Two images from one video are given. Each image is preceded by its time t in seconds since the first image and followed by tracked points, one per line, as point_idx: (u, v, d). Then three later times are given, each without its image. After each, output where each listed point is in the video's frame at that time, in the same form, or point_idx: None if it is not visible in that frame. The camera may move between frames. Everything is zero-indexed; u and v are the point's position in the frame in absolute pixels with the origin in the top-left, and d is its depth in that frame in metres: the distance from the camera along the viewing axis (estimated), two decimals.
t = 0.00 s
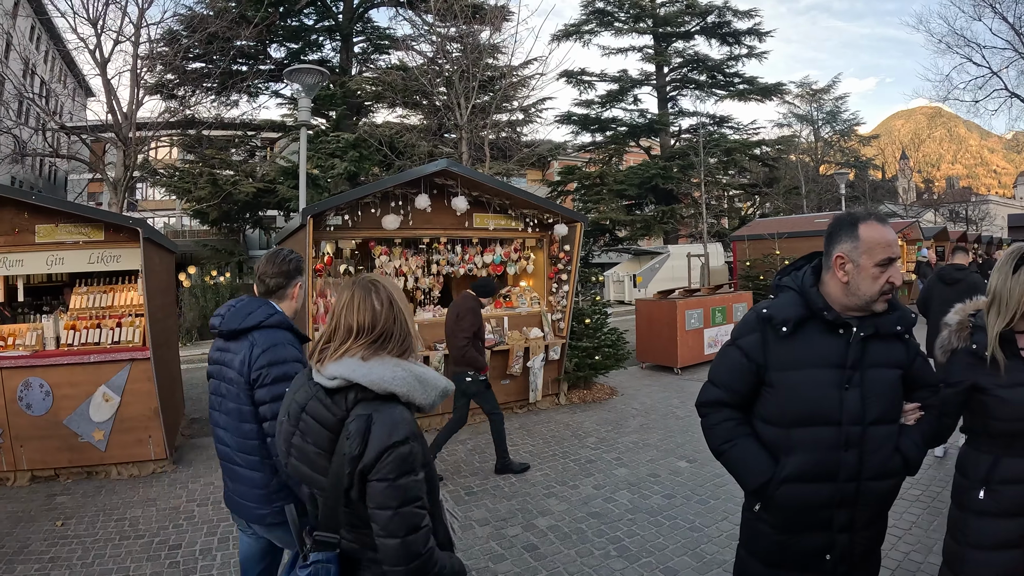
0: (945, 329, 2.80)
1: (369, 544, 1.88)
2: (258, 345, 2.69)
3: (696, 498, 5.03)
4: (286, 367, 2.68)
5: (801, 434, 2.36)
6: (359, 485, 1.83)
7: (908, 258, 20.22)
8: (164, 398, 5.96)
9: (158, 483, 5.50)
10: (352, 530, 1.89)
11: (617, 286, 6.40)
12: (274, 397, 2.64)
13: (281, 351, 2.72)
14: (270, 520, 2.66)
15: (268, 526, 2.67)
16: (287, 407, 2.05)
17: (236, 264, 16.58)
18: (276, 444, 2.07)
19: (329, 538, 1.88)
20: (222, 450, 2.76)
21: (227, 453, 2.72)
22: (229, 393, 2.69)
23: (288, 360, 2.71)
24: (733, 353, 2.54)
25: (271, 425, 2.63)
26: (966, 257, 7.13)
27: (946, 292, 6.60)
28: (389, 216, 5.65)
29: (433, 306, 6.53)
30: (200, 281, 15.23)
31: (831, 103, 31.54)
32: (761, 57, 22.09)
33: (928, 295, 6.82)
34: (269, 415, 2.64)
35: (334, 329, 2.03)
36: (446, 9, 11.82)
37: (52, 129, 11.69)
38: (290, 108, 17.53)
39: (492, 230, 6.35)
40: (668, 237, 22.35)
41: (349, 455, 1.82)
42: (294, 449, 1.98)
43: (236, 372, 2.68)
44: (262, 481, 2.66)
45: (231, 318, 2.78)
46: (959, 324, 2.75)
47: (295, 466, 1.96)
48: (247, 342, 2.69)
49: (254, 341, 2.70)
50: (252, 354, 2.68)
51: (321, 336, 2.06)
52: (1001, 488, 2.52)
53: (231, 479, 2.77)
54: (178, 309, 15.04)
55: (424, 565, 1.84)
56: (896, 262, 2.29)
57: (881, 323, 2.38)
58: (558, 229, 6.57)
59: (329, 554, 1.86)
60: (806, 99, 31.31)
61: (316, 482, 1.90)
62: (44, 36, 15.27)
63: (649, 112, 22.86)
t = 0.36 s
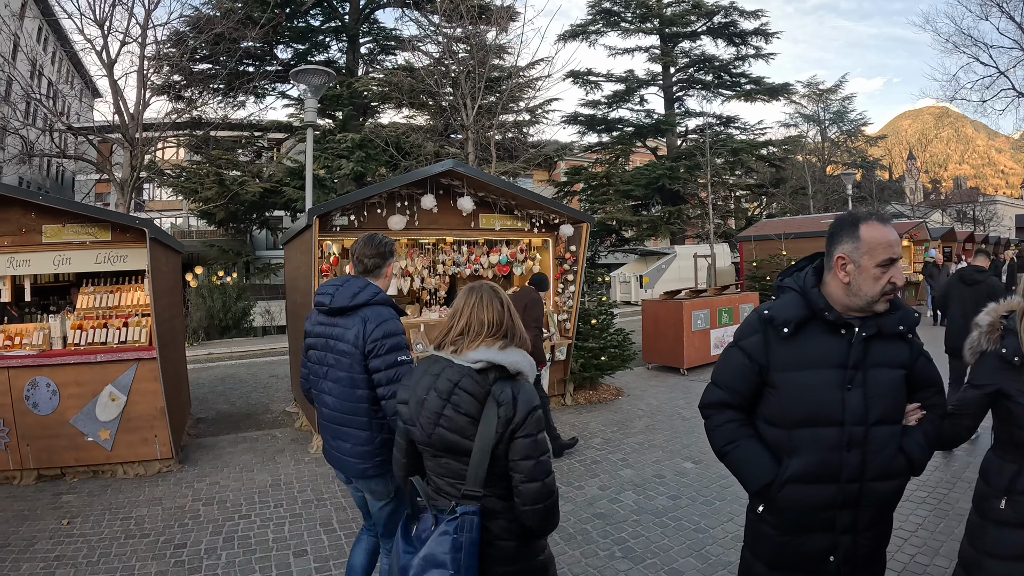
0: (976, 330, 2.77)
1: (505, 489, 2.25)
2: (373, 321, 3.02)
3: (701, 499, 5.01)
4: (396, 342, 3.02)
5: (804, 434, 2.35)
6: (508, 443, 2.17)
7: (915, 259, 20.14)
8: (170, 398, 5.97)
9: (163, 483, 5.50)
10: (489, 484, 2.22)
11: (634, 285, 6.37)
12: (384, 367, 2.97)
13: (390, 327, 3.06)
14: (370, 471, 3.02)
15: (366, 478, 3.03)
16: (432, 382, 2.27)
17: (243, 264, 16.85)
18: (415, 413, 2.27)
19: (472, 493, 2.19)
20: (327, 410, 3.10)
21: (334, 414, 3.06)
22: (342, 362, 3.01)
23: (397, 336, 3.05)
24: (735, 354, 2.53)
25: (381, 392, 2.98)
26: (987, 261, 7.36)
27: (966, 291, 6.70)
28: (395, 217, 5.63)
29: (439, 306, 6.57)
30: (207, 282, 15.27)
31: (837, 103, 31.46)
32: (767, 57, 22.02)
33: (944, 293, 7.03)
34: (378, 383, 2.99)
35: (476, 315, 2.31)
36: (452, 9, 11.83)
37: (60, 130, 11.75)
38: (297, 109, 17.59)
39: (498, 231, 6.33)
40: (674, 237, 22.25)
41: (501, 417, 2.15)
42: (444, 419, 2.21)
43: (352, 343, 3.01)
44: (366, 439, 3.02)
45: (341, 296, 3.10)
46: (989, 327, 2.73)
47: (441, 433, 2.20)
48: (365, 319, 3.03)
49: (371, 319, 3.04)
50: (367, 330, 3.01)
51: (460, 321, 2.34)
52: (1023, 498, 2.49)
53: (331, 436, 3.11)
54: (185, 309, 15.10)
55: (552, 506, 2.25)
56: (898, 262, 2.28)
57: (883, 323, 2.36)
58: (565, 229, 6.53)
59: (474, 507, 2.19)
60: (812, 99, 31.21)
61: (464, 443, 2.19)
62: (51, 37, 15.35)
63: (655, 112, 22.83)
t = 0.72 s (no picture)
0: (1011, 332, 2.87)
1: (588, 434, 2.62)
2: (431, 319, 3.24)
3: (705, 501, 5.00)
4: (450, 340, 3.20)
5: (809, 435, 2.35)
6: (596, 392, 2.55)
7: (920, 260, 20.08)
8: (175, 398, 5.98)
9: (168, 482, 5.50)
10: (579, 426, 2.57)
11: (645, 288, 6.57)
12: (438, 363, 3.18)
13: (447, 325, 3.26)
14: (425, 454, 3.27)
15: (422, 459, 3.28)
16: (534, 343, 2.62)
17: (248, 264, 16.91)
18: (522, 369, 2.58)
19: (568, 434, 2.54)
20: (393, 396, 3.40)
21: (398, 401, 3.36)
22: (406, 356, 3.29)
23: (452, 335, 3.23)
24: (741, 356, 2.54)
25: (435, 385, 3.20)
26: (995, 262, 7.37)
27: (979, 290, 6.72)
28: (400, 218, 5.60)
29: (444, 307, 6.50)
30: (212, 281, 15.31)
31: (843, 103, 31.38)
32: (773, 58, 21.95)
33: (957, 294, 7.00)
34: (433, 376, 3.22)
35: (566, 287, 2.69)
36: (457, 9, 11.85)
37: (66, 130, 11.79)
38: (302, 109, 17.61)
39: (504, 231, 6.29)
40: (679, 238, 22.20)
41: (593, 369, 2.53)
42: (548, 372, 2.54)
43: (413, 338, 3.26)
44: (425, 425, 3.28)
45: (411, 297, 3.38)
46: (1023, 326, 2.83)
47: (546, 384, 2.54)
48: (424, 318, 3.26)
49: (429, 317, 3.25)
50: (425, 328, 3.24)
51: (550, 293, 2.73)
52: None
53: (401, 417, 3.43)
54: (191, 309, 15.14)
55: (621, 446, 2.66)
56: (902, 262, 2.26)
57: (887, 323, 2.35)
58: (570, 229, 6.48)
59: (573, 445, 2.52)
60: (818, 99, 31.17)
61: (563, 392, 2.55)
62: (57, 38, 15.39)
63: (660, 112, 22.79)
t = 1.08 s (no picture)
0: None
1: (625, 415, 2.92)
2: (487, 297, 3.75)
3: (708, 502, 4.99)
4: (504, 314, 3.68)
5: (813, 435, 2.35)
6: (632, 378, 2.87)
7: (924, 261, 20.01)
8: (179, 397, 6.00)
9: (171, 482, 5.50)
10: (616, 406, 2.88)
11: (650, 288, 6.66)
12: (493, 335, 3.65)
13: (500, 301, 3.75)
14: (484, 417, 3.69)
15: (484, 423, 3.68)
16: (580, 338, 2.97)
17: (253, 265, 16.95)
18: (568, 358, 2.94)
19: (604, 413, 2.86)
20: (459, 368, 3.92)
21: (461, 371, 3.87)
22: (467, 330, 3.82)
23: (505, 309, 3.71)
24: (746, 355, 2.54)
25: (490, 354, 3.68)
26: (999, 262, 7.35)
27: (981, 291, 6.71)
28: (404, 218, 5.58)
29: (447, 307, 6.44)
30: (216, 282, 15.34)
31: (847, 104, 31.33)
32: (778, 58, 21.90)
33: (959, 296, 6.99)
34: (488, 347, 3.71)
35: (608, 289, 3.00)
36: (462, 10, 11.87)
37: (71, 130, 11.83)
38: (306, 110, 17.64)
39: (507, 232, 6.27)
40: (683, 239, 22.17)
41: (628, 360, 2.86)
42: (590, 362, 2.91)
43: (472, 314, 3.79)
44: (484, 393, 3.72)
45: (472, 281, 3.92)
46: None
47: (588, 371, 2.89)
48: (482, 295, 3.78)
49: (486, 294, 3.77)
50: (482, 303, 3.75)
51: (594, 295, 3.04)
52: None
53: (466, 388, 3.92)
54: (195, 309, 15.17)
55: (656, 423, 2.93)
56: (909, 264, 2.25)
57: (893, 325, 2.34)
58: (573, 230, 6.46)
59: (608, 422, 2.83)
60: (822, 100, 31.10)
61: (600, 378, 2.89)
62: (62, 38, 15.42)
63: (664, 113, 22.76)
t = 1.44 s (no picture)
0: None
1: (658, 388, 3.28)
2: (546, 301, 3.84)
3: (709, 502, 4.99)
4: (563, 317, 3.76)
5: (815, 435, 2.34)
6: (661, 354, 3.26)
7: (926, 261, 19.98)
8: (181, 396, 6.00)
9: (172, 481, 5.50)
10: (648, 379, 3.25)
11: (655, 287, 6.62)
12: (554, 336, 3.74)
13: (560, 305, 3.83)
14: (543, 411, 3.79)
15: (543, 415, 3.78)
16: (616, 319, 3.37)
17: (255, 264, 16.95)
18: (606, 337, 3.35)
19: (638, 385, 3.25)
20: (517, 368, 4.02)
21: (518, 370, 3.97)
22: (527, 332, 3.92)
23: (564, 312, 3.80)
24: (749, 355, 2.55)
25: (550, 354, 3.77)
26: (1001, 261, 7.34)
27: (982, 289, 6.71)
28: (405, 218, 5.56)
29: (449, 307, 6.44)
30: (218, 281, 15.35)
31: (849, 104, 31.29)
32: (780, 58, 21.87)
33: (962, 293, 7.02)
34: (549, 348, 3.79)
35: (638, 277, 3.37)
36: (464, 10, 11.88)
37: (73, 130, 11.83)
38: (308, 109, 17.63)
39: (508, 232, 6.26)
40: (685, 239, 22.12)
41: (657, 339, 3.25)
42: (625, 339, 3.31)
43: (531, 317, 3.88)
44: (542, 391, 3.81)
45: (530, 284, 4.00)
46: None
47: (622, 347, 3.30)
48: (541, 299, 3.87)
49: (545, 298, 3.86)
50: (542, 307, 3.84)
51: (626, 283, 3.43)
52: None
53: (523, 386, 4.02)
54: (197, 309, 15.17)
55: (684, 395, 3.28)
56: (910, 265, 2.24)
57: (895, 325, 2.33)
58: (575, 230, 6.42)
59: (640, 393, 3.22)
60: (824, 101, 31.05)
61: (634, 354, 3.28)
62: (64, 37, 15.42)
63: (666, 113, 22.71)
